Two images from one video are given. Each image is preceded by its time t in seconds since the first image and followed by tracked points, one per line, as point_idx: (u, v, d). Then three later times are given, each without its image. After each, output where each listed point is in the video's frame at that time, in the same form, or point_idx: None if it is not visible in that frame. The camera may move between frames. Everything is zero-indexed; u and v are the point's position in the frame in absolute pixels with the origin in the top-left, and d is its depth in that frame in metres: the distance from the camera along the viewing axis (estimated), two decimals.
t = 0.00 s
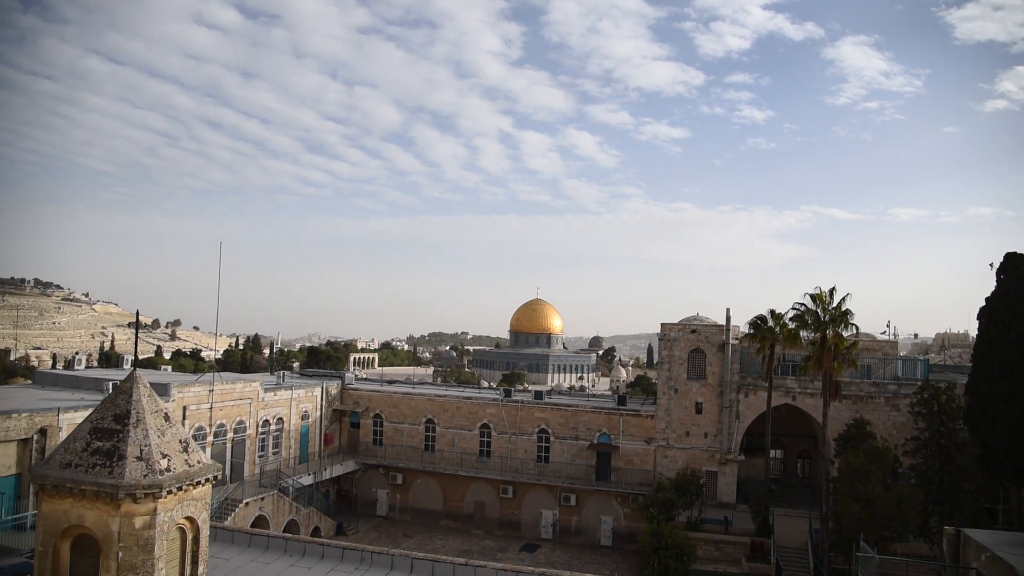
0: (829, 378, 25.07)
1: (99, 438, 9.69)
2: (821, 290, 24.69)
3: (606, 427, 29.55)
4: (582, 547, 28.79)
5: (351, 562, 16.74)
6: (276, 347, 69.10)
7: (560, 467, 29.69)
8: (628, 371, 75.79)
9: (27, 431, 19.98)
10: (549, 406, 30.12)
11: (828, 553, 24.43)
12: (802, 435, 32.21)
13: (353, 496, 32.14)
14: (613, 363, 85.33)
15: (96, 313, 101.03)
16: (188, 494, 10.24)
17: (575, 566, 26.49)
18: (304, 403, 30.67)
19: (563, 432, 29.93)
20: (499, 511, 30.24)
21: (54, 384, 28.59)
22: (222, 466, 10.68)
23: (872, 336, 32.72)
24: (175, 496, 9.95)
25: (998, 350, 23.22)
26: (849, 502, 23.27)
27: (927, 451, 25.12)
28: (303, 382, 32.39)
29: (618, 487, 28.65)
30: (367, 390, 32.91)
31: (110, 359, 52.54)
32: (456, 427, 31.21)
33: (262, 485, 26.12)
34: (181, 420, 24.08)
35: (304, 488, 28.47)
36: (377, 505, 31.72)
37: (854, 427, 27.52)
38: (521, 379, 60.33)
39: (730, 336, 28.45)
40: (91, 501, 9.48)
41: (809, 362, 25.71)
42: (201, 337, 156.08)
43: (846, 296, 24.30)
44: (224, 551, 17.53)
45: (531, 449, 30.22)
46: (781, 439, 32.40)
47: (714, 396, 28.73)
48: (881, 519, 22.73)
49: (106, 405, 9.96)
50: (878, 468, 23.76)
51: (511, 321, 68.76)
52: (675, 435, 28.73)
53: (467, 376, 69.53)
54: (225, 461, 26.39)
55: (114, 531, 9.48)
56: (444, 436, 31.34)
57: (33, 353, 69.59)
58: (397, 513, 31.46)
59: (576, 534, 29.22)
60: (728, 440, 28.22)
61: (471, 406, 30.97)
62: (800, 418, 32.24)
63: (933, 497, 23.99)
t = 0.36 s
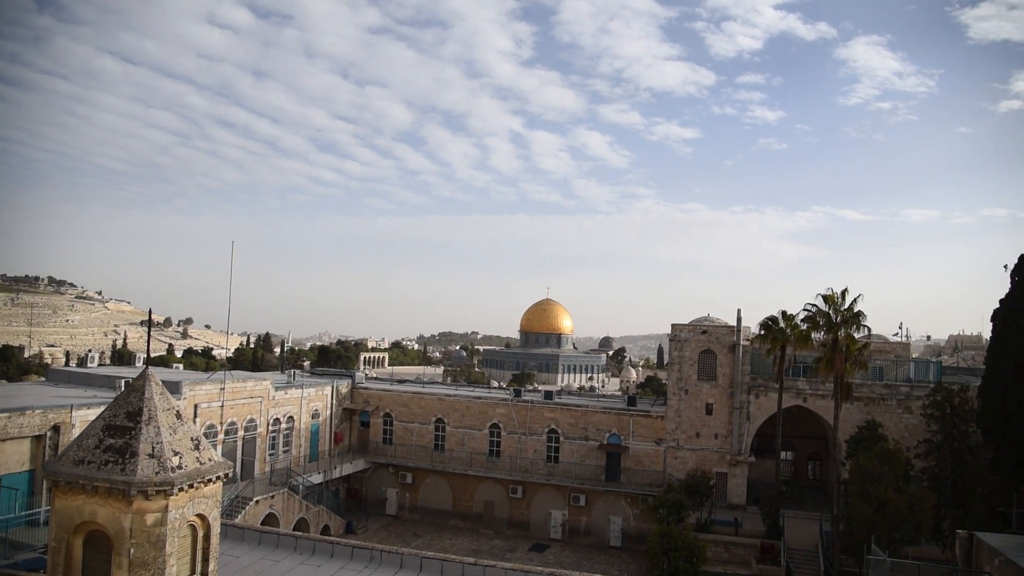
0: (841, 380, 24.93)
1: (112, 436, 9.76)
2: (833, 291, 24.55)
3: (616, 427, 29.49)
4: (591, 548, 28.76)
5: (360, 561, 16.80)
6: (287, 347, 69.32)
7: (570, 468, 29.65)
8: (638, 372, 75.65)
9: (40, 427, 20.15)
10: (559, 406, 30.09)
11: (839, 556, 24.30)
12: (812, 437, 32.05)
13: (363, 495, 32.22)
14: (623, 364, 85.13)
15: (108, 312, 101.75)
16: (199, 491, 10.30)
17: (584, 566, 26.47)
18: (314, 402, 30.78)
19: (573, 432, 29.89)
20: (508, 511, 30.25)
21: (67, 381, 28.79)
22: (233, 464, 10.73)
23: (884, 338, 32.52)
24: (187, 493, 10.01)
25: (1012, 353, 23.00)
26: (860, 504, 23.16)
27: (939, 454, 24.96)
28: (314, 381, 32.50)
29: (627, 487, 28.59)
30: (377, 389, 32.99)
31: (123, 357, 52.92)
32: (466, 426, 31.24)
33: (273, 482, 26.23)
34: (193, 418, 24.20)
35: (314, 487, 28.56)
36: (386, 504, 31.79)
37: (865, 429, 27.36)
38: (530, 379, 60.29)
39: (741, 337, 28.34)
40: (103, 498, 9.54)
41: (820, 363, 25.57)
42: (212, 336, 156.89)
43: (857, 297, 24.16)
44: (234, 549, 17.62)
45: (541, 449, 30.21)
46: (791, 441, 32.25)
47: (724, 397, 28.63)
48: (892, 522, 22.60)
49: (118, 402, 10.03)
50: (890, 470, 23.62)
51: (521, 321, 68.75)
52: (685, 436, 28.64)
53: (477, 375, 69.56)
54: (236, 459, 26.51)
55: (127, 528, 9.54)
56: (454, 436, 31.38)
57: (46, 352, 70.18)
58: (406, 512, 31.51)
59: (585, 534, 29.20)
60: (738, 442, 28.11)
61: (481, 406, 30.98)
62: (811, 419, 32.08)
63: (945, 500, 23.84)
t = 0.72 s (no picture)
0: (859, 382, 24.69)
1: (130, 435, 9.85)
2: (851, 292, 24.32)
3: (631, 429, 29.40)
4: (606, 550, 28.67)
5: (375, 561, 16.84)
6: (303, 348, 69.61)
7: (585, 469, 29.59)
8: (654, 374, 75.34)
9: (60, 427, 20.38)
10: (574, 407, 30.04)
11: (857, 559, 24.04)
12: (829, 439, 31.79)
13: (378, 496, 32.31)
14: (638, 365, 84.88)
15: (126, 313, 102.76)
16: (216, 491, 10.36)
17: (600, 568, 26.40)
18: (330, 402, 30.91)
19: (588, 434, 29.83)
20: (523, 512, 30.23)
21: (87, 381, 29.09)
22: (250, 464, 10.79)
23: (903, 339, 32.20)
24: (204, 493, 10.07)
25: None
26: (879, 508, 22.91)
27: (959, 457, 24.65)
28: (330, 382, 32.65)
29: (643, 489, 28.48)
30: (392, 390, 33.08)
31: (141, 358, 53.43)
32: (481, 428, 31.25)
33: (289, 483, 26.36)
34: (210, 418, 24.38)
35: (330, 487, 28.67)
36: (402, 505, 31.86)
37: (883, 431, 27.09)
38: (545, 380, 60.25)
39: (757, 338, 28.15)
40: (122, 497, 9.63)
41: (838, 365, 25.35)
42: (228, 336, 157.97)
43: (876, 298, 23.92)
44: (251, 548, 17.72)
45: (555, 451, 30.16)
46: (808, 443, 31.99)
47: (740, 398, 28.45)
48: (912, 526, 22.33)
49: (137, 402, 10.13)
50: (909, 473, 23.34)
51: (536, 322, 68.70)
52: (701, 438, 28.48)
53: (492, 377, 69.62)
54: (252, 459, 26.68)
55: (144, 527, 9.61)
56: (468, 437, 31.40)
57: (66, 352, 70.97)
58: (421, 513, 31.57)
59: (600, 536, 29.12)
60: (755, 444, 27.92)
61: (496, 407, 30.98)
62: (828, 421, 31.82)
63: (965, 504, 23.53)
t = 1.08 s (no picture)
0: (874, 383, 24.51)
1: (146, 436, 9.94)
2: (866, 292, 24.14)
3: (645, 430, 29.33)
4: (620, 551, 28.60)
5: (389, 562, 16.89)
6: (316, 349, 69.85)
7: (598, 470, 29.54)
8: (667, 374, 75.07)
9: (77, 428, 20.58)
10: (587, 408, 30.00)
11: (873, 562, 23.85)
12: (844, 440, 31.58)
13: (392, 496, 32.38)
14: (651, 366, 84.64)
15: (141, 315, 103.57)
16: (231, 492, 10.42)
17: (613, 570, 26.35)
18: (344, 403, 31.02)
19: (602, 434, 29.77)
20: (537, 513, 30.22)
21: (103, 383, 29.35)
22: (264, 465, 10.84)
23: (919, 340, 31.93)
24: (219, 493, 10.13)
25: None
26: (896, 510, 22.72)
27: (977, 458, 24.41)
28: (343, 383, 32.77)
29: (656, 490, 28.40)
30: (406, 391, 33.16)
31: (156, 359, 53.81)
32: (494, 429, 31.27)
33: (303, 483, 26.48)
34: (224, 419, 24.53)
35: (344, 488, 28.77)
36: (415, 506, 31.93)
37: (899, 433, 26.86)
38: (559, 381, 60.20)
39: (772, 339, 28.01)
40: (138, 497, 9.70)
41: (853, 366, 25.17)
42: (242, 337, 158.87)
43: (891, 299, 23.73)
44: (266, 549, 17.81)
45: (569, 452, 30.13)
46: (823, 444, 31.79)
47: (755, 399, 28.30)
48: (929, 528, 22.13)
49: (153, 404, 10.21)
50: (925, 475, 23.13)
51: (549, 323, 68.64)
52: (715, 439, 28.36)
53: (505, 377, 69.64)
54: (267, 460, 26.82)
55: (160, 527, 9.68)
56: (482, 438, 31.42)
57: (82, 354, 71.59)
58: (435, 514, 31.61)
59: (614, 537, 29.05)
60: (769, 445, 27.77)
61: (509, 408, 30.99)
62: (843, 422, 31.60)
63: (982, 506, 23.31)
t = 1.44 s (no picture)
0: (889, 384, 24.32)
1: (161, 435, 10.03)
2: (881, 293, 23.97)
3: (658, 430, 29.26)
4: (633, 551, 28.54)
5: (402, 561, 16.94)
6: (329, 348, 70.15)
7: (611, 470, 29.50)
8: (680, 374, 74.86)
9: (94, 426, 20.77)
10: (600, 408, 29.95)
11: (887, 563, 23.68)
12: (859, 441, 31.37)
13: (404, 496, 32.47)
14: (664, 366, 84.44)
15: (156, 315, 104.39)
16: (245, 490, 10.49)
17: (626, 570, 26.31)
18: (356, 403, 31.13)
19: (614, 434, 29.72)
20: (549, 512, 30.22)
21: (119, 382, 29.61)
22: (278, 464, 10.91)
23: (935, 340, 31.66)
24: (233, 492, 10.20)
25: None
26: (911, 511, 22.54)
27: (993, 460, 24.18)
28: (356, 382, 32.91)
29: (669, 491, 28.33)
30: (418, 391, 33.25)
31: (172, 358, 54.22)
32: (507, 428, 31.29)
33: (316, 482, 26.60)
34: (238, 418, 24.67)
35: (357, 487, 28.88)
36: (428, 505, 32.00)
37: (914, 433, 26.65)
38: (571, 381, 60.13)
39: (786, 338, 27.86)
40: (154, 495, 9.78)
41: (868, 366, 24.99)
42: (256, 337, 159.84)
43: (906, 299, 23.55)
44: (280, 547, 17.91)
45: (581, 451, 30.11)
46: (837, 445, 31.60)
47: (768, 400, 28.17)
48: (944, 530, 21.95)
49: (168, 402, 10.31)
50: (941, 476, 22.94)
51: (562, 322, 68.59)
52: (728, 439, 28.25)
53: (517, 377, 69.66)
54: (280, 459, 26.97)
55: (175, 525, 9.75)
56: (494, 437, 31.45)
57: (98, 353, 72.25)
58: (447, 513, 31.68)
59: (627, 537, 29.00)
60: (783, 445, 27.62)
61: (522, 408, 30.99)
62: (858, 422, 31.39)
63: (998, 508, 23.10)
